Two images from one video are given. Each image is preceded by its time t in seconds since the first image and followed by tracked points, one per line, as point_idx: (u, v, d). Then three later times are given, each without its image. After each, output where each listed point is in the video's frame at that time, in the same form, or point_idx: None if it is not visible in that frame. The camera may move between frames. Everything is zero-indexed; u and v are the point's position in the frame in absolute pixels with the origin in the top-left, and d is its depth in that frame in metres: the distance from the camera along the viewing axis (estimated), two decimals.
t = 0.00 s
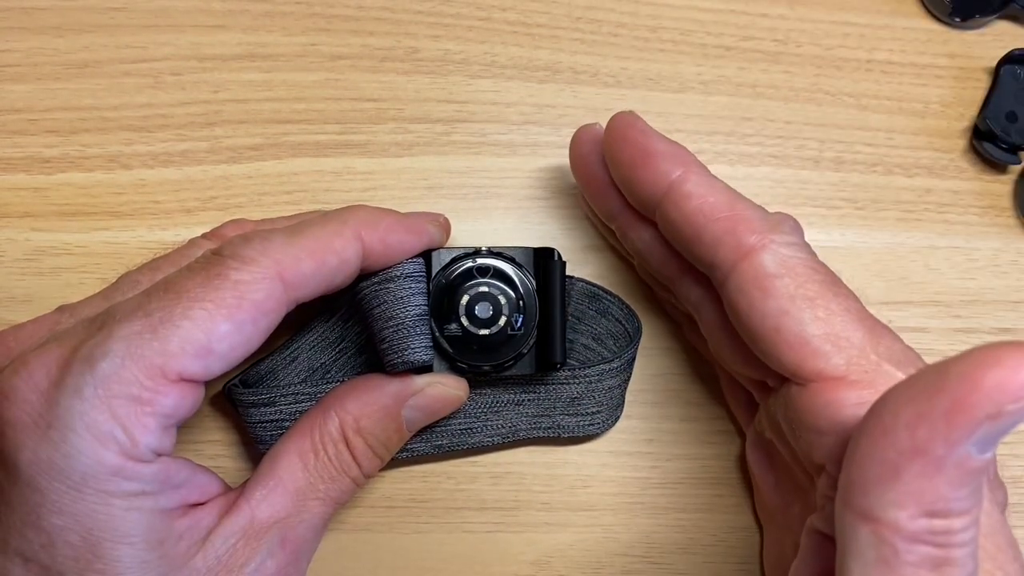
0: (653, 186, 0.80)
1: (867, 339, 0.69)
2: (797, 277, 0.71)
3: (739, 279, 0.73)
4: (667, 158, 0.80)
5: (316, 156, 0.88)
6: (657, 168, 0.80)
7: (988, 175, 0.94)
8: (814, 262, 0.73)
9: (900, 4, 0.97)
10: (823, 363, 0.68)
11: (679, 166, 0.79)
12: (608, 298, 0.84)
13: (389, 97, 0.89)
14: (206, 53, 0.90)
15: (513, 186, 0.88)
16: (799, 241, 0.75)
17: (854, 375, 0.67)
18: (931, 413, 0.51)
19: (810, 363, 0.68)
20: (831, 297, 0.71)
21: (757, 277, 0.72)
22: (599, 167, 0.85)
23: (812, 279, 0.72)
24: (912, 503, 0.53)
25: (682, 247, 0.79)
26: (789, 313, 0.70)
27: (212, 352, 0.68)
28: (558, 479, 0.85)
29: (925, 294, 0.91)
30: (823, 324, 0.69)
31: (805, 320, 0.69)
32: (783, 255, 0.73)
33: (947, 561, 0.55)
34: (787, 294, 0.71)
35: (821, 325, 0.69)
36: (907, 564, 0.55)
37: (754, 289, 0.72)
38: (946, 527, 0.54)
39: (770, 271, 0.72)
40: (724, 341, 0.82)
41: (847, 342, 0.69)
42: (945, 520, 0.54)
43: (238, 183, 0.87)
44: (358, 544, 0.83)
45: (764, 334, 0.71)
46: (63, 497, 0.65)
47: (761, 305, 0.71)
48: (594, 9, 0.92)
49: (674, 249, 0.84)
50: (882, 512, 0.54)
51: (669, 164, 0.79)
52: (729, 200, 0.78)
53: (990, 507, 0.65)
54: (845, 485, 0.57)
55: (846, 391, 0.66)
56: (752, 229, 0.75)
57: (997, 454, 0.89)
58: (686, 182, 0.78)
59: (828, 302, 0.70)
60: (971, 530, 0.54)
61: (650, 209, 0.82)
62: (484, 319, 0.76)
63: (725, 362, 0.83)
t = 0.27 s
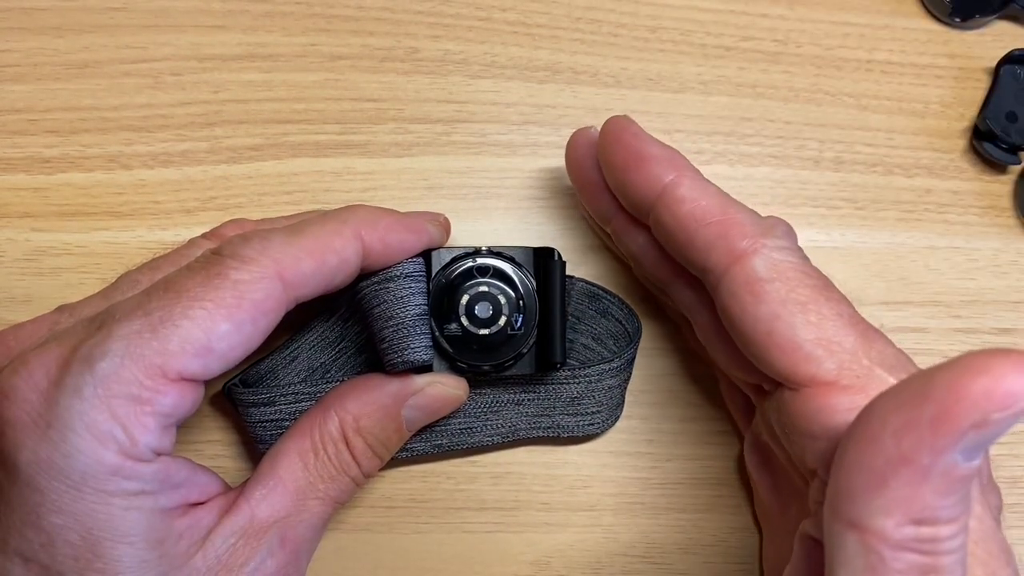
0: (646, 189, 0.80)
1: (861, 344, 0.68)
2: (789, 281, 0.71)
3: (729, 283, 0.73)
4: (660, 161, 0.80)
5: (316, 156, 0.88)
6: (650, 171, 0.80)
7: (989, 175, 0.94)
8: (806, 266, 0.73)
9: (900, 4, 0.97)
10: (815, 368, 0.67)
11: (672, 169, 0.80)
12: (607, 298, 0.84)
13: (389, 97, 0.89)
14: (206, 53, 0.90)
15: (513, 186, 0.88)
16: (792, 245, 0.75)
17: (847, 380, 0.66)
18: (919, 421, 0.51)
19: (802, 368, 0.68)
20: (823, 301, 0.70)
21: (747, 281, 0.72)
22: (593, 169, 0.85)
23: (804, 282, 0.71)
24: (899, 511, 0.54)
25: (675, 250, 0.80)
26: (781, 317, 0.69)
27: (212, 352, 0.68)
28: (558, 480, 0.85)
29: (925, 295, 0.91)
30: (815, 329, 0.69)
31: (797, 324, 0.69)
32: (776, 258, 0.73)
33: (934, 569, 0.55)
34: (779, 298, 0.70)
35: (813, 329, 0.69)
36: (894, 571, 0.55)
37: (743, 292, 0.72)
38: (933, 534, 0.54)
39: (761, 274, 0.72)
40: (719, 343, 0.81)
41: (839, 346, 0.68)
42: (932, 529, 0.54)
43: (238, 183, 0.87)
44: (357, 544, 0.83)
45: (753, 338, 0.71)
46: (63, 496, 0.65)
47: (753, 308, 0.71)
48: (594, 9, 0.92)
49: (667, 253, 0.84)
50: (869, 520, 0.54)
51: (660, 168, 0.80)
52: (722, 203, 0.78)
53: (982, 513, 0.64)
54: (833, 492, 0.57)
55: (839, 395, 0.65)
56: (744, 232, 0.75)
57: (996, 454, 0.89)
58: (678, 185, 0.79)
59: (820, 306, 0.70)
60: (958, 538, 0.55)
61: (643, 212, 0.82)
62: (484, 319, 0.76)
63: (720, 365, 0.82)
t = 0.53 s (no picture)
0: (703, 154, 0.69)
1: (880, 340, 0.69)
2: (870, 271, 0.61)
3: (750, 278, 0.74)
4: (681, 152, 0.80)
5: (317, 156, 0.88)
6: (710, 133, 0.68)
7: (988, 175, 0.94)
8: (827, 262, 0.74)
9: (900, 4, 0.97)
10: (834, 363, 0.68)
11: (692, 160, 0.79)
12: (607, 297, 0.84)
13: (390, 98, 0.89)
14: (206, 53, 0.90)
15: (513, 186, 0.88)
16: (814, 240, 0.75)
17: (933, 389, 0.58)
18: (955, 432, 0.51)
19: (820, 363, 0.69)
20: (910, 294, 0.60)
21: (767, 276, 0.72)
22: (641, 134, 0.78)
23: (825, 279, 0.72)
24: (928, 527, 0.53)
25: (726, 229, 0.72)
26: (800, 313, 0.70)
27: (212, 352, 0.68)
28: (558, 480, 0.85)
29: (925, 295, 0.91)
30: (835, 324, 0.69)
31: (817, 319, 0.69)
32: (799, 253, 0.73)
33: None
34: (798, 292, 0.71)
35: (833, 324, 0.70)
36: None
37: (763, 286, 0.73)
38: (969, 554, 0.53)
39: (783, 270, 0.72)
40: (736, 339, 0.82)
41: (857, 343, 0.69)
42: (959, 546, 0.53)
43: (238, 183, 0.87)
44: (357, 545, 0.83)
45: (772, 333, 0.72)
46: (63, 497, 0.65)
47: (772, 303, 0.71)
48: (594, 9, 0.92)
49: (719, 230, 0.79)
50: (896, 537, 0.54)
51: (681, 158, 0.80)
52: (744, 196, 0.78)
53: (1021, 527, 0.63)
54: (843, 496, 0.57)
55: (915, 401, 0.59)
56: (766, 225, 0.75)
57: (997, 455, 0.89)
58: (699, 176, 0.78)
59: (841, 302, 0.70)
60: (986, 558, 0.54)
61: (702, 180, 0.71)
62: (484, 318, 0.76)
63: (773, 356, 0.78)
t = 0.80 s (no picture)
0: (685, 184, 0.81)
1: (885, 345, 0.71)
2: (819, 281, 0.74)
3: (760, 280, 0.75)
4: (698, 156, 0.81)
5: (316, 156, 0.88)
6: (687, 167, 0.81)
7: (988, 176, 0.94)
8: (836, 267, 0.76)
9: (900, 4, 0.97)
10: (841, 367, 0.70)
11: (708, 164, 0.81)
12: (607, 298, 0.84)
13: (389, 98, 0.89)
14: (206, 53, 0.90)
15: (513, 186, 0.88)
16: (825, 246, 0.77)
17: (871, 380, 0.69)
18: (929, 418, 0.52)
19: (828, 366, 0.70)
20: (854, 304, 0.73)
21: (778, 279, 0.74)
22: (630, 163, 0.86)
23: (833, 283, 0.74)
24: (906, 510, 0.54)
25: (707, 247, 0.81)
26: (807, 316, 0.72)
27: (212, 353, 0.68)
28: (558, 480, 0.85)
29: (925, 295, 0.91)
30: (842, 330, 0.71)
31: (825, 322, 0.72)
32: (808, 258, 0.75)
33: (941, 570, 0.55)
34: (806, 296, 0.73)
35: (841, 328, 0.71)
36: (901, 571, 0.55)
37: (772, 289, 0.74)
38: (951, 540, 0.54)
39: (794, 273, 0.74)
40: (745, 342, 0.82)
41: (863, 348, 0.71)
42: (939, 529, 0.54)
43: (238, 183, 0.87)
44: (357, 545, 0.83)
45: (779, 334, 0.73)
46: (63, 497, 0.65)
47: (781, 306, 0.73)
48: (594, 9, 0.92)
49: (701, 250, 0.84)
50: (876, 518, 0.55)
51: (695, 162, 0.81)
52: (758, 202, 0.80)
53: (998, 519, 0.65)
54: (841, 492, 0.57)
55: (861, 392, 0.68)
56: (778, 231, 0.77)
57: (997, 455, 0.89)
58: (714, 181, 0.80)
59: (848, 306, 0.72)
60: (966, 541, 0.55)
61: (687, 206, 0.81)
62: (484, 319, 0.76)
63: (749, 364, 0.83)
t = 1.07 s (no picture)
0: (681, 189, 0.81)
1: (884, 348, 0.69)
2: (816, 284, 0.72)
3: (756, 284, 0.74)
4: (694, 161, 0.81)
5: (316, 156, 0.88)
6: (683, 171, 0.81)
7: (988, 175, 0.94)
8: (834, 269, 0.74)
9: (900, 4, 0.96)
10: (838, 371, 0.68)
11: (704, 169, 0.80)
12: (607, 298, 0.84)
13: (389, 98, 0.89)
14: (206, 53, 0.90)
15: (513, 186, 0.88)
16: (821, 248, 0.76)
17: (868, 383, 0.67)
18: (929, 422, 0.51)
19: (824, 370, 0.69)
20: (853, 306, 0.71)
21: (774, 282, 0.73)
22: (625, 168, 0.86)
23: (831, 286, 0.72)
24: (905, 511, 0.54)
25: (703, 250, 0.80)
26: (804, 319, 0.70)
27: (212, 352, 0.68)
28: (558, 480, 0.85)
29: (925, 295, 0.91)
30: (839, 334, 0.70)
31: (821, 326, 0.70)
32: (805, 261, 0.74)
33: (941, 571, 0.55)
34: (802, 299, 0.71)
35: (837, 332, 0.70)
36: (901, 572, 0.55)
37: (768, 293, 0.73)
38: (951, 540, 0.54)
39: (790, 276, 0.73)
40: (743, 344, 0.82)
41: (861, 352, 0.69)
42: (939, 530, 0.54)
43: (238, 183, 0.87)
44: (357, 544, 0.83)
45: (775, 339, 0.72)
46: (63, 496, 0.65)
47: (777, 309, 0.72)
48: (594, 9, 0.92)
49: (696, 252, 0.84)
50: (876, 519, 0.55)
51: (691, 168, 0.81)
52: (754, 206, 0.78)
53: (996, 519, 0.65)
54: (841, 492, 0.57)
55: (860, 396, 0.66)
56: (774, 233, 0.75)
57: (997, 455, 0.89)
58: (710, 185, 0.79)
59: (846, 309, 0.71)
60: (966, 542, 0.55)
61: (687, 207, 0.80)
62: (483, 318, 0.76)
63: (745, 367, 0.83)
